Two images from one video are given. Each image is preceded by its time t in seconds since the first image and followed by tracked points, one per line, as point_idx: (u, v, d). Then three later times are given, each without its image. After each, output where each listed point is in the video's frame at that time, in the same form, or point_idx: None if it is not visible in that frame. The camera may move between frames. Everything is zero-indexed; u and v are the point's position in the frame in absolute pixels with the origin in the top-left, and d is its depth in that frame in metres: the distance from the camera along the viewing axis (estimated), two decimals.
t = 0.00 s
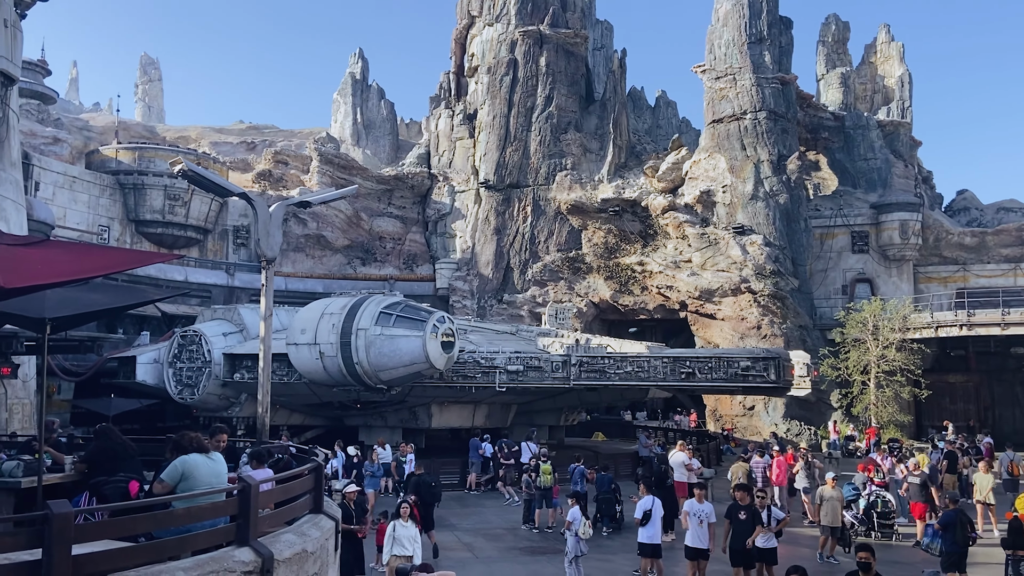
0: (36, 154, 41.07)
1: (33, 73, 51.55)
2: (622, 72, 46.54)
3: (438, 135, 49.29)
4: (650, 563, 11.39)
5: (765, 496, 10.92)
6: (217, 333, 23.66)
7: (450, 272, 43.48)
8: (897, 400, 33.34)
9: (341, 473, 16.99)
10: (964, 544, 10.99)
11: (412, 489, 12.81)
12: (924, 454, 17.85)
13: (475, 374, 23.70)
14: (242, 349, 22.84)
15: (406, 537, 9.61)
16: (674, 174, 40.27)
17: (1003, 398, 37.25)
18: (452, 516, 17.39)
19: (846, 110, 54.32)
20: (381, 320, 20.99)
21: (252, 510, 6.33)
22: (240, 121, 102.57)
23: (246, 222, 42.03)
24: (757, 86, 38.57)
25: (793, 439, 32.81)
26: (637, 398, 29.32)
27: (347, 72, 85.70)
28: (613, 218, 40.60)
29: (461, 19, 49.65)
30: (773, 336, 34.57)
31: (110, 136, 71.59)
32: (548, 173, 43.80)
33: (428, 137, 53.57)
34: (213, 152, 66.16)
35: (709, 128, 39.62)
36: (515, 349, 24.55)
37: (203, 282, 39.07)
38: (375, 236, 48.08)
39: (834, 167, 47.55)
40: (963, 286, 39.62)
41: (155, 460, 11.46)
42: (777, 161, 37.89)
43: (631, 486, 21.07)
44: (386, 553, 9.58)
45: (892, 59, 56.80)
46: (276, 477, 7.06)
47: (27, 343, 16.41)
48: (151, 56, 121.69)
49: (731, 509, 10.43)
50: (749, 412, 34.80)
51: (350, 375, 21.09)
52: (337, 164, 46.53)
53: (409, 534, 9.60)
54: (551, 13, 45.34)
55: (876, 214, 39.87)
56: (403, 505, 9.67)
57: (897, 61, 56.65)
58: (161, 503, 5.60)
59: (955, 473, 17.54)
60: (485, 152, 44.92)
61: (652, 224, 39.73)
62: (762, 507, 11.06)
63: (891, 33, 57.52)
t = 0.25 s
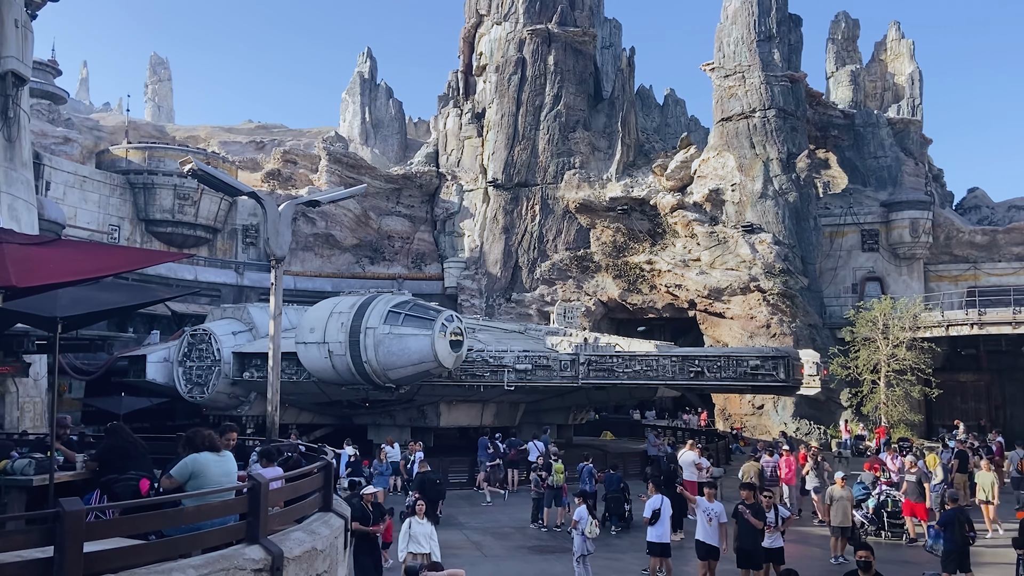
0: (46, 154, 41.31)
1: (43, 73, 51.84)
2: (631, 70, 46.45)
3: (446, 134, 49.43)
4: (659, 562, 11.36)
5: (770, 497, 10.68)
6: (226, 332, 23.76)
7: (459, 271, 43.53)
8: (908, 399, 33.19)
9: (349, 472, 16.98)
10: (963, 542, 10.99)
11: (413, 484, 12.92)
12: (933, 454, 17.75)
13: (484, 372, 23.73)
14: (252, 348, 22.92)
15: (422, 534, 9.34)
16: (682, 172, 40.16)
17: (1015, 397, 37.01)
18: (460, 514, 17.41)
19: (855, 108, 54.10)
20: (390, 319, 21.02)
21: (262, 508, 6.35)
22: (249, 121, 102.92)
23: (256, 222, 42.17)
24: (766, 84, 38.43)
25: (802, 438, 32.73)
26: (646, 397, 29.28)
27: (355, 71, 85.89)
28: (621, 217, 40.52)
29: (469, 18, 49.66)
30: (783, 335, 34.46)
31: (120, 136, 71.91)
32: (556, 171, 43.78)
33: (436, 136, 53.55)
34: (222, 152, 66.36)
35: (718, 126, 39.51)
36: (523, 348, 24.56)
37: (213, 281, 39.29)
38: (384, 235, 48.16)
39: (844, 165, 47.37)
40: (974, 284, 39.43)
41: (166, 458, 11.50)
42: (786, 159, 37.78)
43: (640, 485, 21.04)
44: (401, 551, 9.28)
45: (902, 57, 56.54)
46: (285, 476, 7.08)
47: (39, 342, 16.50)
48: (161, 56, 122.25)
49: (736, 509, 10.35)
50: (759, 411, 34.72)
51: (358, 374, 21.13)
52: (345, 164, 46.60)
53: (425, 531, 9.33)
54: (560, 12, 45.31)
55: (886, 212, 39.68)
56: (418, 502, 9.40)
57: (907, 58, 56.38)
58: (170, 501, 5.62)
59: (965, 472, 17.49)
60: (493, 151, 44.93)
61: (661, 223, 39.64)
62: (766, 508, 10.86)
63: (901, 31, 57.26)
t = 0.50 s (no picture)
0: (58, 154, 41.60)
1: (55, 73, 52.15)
2: (640, 69, 46.36)
3: (455, 133, 49.48)
4: (668, 561, 11.36)
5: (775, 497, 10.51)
6: (237, 330, 23.87)
7: (467, 270, 43.55)
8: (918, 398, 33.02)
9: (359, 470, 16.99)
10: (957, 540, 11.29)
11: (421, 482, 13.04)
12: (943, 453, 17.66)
13: (493, 371, 23.75)
14: (262, 347, 23.01)
15: (442, 537, 8.77)
16: (692, 171, 40.06)
17: None
18: (469, 513, 17.43)
19: (866, 106, 53.82)
20: (399, 318, 21.06)
21: (273, 506, 6.37)
22: (259, 120, 103.24)
23: (265, 221, 42.34)
24: (776, 82, 38.32)
25: (813, 438, 32.58)
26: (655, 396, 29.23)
27: (365, 70, 86.07)
28: (630, 216, 40.32)
29: (478, 17, 49.66)
30: (792, 334, 34.34)
31: (131, 135, 72.27)
32: (565, 170, 43.75)
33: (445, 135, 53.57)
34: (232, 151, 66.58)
35: (727, 124, 39.40)
36: (532, 347, 24.57)
37: (223, 280, 39.49)
38: (393, 234, 48.23)
39: (854, 163, 47.15)
40: (986, 283, 39.21)
41: (178, 456, 11.55)
42: (796, 158, 37.65)
43: (649, 484, 21.01)
44: (421, 554, 8.75)
45: (913, 54, 56.22)
46: (296, 474, 7.10)
47: (51, 341, 16.62)
48: (172, 56, 122.80)
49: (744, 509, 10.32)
50: (768, 410, 34.64)
51: (368, 372, 21.19)
52: (355, 163, 46.70)
53: (445, 533, 8.77)
54: (569, 11, 45.27)
55: (897, 210, 39.48)
56: (440, 503, 8.84)
57: (919, 56, 56.06)
58: (182, 499, 5.65)
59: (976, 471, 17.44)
60: (502, 150, 44.92)
61: (670, 222, 39.57)
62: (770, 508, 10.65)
63: (912, 28, 56.94)
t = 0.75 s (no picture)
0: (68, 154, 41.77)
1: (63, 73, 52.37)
2: (647, 67, 46.26)
3: (462, 133, 49.51)
4: (675, 561, 11.32)
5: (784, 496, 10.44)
6: (245, 329, 23.94)
7: (474, 268, 43.53)
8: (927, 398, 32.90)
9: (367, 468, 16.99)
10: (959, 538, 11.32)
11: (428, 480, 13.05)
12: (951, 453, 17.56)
13: (500, 370, 23.75)
14: (269, 345, 23.07)
15: (461, 536, 9.05)
16: (699, 170, 39.93)
17: None
18: (475, 512, 17.43)
19: (874, 104, 53.58)
20: (406, 317, 21.10)
21: (281, 504, 6.39)
22: (266, 120, 103.47)
23: (273, 220, 42.46)
24: (783, 80, 38.22)
25: (821, 437, 32.49)
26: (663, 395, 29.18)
27: (372, 70, 86.21)
28: (638, 215, 40.22)
29: (484, 16, 49.63)
30: (800, 333, 34.24)
31: (140, 135, 72.51)
32: (572, 169, 43.71)
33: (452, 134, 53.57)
34: (240, 151, 66.73)
35: (735, 123, 39.29)
36: (539, 346, 24.56)
37: (231, 279, 39.64)
38: (400, 233, 48.28)
39: (863, 162, 46.99)
40: (996, 282, 39.01)
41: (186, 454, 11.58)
42: (804, 156, 37.54)
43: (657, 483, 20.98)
44: (442, 554, 8.97)
45: (922, 52, 55.95)
46: (304, 472, 7.12)
47: (61, 339, 16.70)
48: (179, 55, 123.22)
49: (754, 509, 10.26)
50: (776, 409, 34.57)
51: (375, 371, 21.23)
52: (362, 162, 46.75)
53: (464, 533, 9.05)
54: (576, 10, 45.23)
55: (906, 209, 39.32)
56: (457, 503, 9.10)
57: (927, 54, 55.79)
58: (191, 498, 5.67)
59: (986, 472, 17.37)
60: (509, 149, 44.89)
61: (677, 220, 39.47)
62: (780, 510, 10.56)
63: (921, 26, 56.67)
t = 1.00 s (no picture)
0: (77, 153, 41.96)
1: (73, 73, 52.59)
2: (655, 66, 46.15)
3: (469, 131, 49.54)
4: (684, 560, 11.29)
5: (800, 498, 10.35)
6: (252, 328, 24.02)
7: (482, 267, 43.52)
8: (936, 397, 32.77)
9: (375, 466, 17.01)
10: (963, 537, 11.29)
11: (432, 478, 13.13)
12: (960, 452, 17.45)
13: (507, 369, 23.75)
14: (277, 344, 23.13)
15: (478, 536, 9.09)
16: (707, 168, 39.78)
17: None
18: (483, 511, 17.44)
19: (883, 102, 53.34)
20: (413, 316, 21.10)
21: (289, 502, 6.41)
22: (274, 119, 103.70)
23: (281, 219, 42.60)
24: (792, 79, 38.12)
25: (829, 436, 32.37)
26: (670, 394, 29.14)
27: (379, 69, 86.32)
28: (645, 214, 40.14)
29: (492, 15, 49.64)
30: (809, 332, 34.13)
31: (148, 134, 72.76)
32: (579, 168, 43.67)
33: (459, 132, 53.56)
34: (248, 150, 66.88)
35: (743, 122, 39.18)
36: (547, 345, 24.55)
37: (239, 278, 39.78)
38: (407, 232, 48.32)
39: (871, 160, 46.79)
40: (1005, 281, 38.80)
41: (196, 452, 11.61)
42: (812, 155, 37.41)
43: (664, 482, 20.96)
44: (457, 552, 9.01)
45: (931, 50, 55.67)
46: (312, 470, 7.13)
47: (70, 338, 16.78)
48: (187, 55, 123.68)
49: (766, 508, 10.11)
50: (784, 409, 34.49)
51: (382, 370, 21.25)
52: (369, 161, 46.81)
53: (482, 533, 9.09)
54: (583, 8, 45.18)
55: (915, 207, 39.14)
56: (477, 502, 9.18)
57: (937, 51, 55.50)
58: (200, 495, 5.68)
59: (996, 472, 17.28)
60: (516, 148, 44.86)
61: (685, 219, 39.39)
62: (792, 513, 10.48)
63: (930, 24, 56.39)
